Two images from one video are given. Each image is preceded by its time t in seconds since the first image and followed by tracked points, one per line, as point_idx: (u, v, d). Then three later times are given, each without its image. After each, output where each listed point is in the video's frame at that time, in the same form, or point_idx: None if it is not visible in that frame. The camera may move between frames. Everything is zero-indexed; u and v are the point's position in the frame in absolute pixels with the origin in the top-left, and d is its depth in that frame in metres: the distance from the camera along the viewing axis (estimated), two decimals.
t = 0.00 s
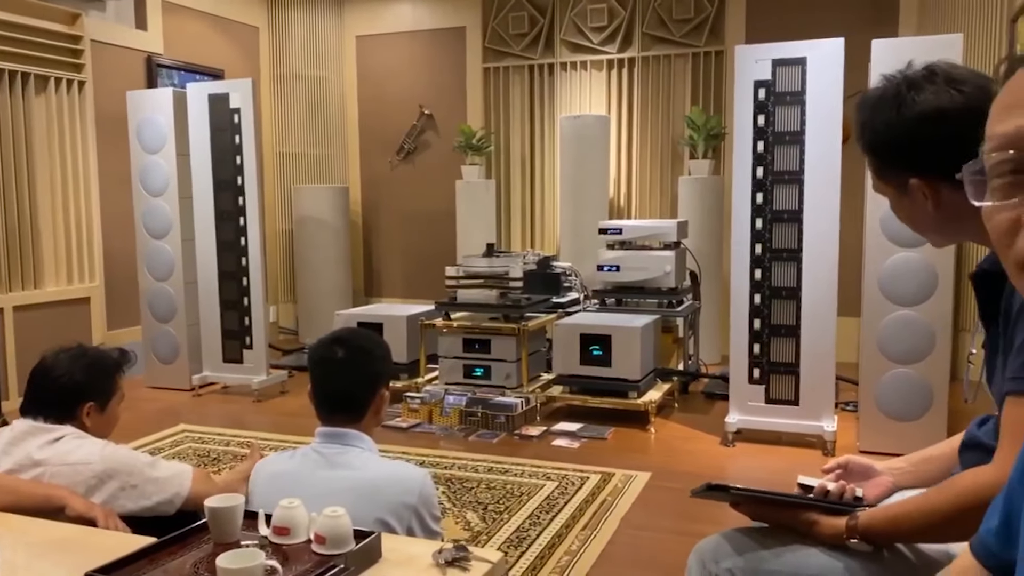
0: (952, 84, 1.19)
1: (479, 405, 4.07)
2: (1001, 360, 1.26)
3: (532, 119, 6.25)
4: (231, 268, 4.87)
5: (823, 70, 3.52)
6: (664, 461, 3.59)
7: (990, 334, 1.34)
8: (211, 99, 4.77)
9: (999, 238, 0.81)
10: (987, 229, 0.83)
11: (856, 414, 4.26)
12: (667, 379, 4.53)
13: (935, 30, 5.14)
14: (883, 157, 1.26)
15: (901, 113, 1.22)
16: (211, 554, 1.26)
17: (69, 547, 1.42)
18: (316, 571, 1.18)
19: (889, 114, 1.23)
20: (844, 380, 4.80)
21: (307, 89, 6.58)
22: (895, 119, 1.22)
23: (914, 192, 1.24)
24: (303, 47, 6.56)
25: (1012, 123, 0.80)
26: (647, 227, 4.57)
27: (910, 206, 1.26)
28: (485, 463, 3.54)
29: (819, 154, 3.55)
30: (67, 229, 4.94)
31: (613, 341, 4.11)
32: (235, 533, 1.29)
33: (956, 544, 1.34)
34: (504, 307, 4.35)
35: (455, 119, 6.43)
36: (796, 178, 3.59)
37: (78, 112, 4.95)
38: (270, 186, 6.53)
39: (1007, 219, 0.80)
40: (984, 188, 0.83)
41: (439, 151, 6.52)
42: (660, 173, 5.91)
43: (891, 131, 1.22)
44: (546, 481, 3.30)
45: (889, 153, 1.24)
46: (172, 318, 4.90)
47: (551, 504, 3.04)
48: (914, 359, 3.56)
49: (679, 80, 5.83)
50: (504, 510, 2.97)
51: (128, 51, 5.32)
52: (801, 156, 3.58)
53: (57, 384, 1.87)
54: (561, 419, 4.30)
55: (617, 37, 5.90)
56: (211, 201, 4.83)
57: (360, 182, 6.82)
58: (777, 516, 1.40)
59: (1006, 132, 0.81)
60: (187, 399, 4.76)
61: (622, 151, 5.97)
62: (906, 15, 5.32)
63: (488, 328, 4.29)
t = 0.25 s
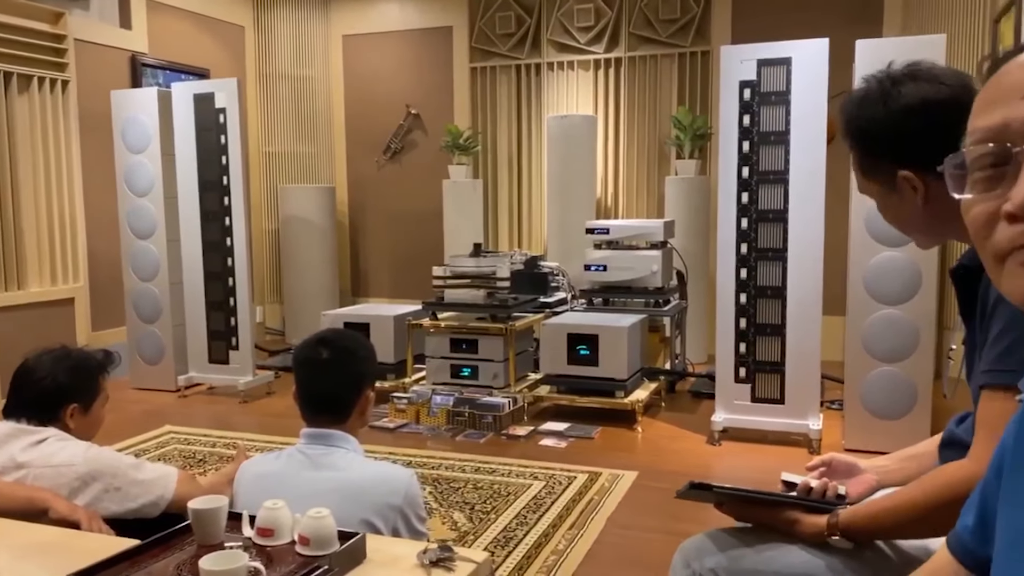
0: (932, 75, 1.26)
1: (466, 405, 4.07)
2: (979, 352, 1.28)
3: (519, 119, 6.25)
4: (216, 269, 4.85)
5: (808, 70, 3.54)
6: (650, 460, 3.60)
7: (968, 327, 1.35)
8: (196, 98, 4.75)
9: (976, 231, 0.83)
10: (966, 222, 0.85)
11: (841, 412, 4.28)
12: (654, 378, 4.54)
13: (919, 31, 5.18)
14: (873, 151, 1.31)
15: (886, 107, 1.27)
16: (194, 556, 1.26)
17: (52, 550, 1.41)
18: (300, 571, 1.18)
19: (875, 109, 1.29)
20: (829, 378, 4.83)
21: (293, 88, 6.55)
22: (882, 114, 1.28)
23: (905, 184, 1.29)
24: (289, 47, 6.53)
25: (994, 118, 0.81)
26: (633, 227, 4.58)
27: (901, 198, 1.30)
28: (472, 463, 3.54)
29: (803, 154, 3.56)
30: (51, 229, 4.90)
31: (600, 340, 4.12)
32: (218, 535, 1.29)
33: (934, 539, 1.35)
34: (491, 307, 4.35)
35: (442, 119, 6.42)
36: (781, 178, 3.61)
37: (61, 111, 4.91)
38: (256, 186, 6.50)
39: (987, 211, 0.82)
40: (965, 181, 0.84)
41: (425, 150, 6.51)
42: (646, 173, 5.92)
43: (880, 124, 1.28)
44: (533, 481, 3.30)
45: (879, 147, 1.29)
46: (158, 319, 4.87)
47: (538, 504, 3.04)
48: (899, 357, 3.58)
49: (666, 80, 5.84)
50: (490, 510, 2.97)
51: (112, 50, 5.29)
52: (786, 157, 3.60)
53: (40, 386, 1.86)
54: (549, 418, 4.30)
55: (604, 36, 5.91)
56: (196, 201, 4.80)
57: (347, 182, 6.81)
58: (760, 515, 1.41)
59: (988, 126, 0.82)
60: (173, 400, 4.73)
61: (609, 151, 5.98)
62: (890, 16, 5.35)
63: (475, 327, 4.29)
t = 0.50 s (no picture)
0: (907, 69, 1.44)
1: (451, 405, 4.07)
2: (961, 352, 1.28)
3: (504, 118, 6.25)
4: (200, 268, 4.83)
5: (791, 70, 3.55)
6: (636, 458, 3.61)
7: (950, 329, 1.35)
8: (180, 97, 4.73)
9: (944, 235, 0.82)
10: (935, 226, 0.83)
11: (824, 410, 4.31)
12: (640, 377, 4.55)
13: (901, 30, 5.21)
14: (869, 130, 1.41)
15: (879, 90, 1.43)
16: (175, 556, 1.27)
17: (31, 552, 1.40)
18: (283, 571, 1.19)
19: (868, 93, 1.43)
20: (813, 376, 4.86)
21: (277, 87, 6.52)
22: (875, 95, 1.42)
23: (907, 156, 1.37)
24: (274, 46, 6.50)
25: (952, 125, 0.78)
26: (618, 227, 4.59)
27: (906, 169, 1.37)
28: (458, 463, 3.53)
29: (786, 153, 3.58)
30: (32, 229, 4.86)
31: (585, 339, 4.13)
32: (199, 536, 1.30)
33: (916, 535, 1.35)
34: (477, 306, 4.36)
35: (427, 118, 6.41)
36: (764, 177, 3.63)
37: (42, 111, 4.87)
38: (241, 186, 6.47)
39: (952, 216, 0.80)
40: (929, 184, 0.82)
41: (411, 149, 6.50)
42: (631, 173, 5.94)
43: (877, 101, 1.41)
44: (518, 480, 3.30)
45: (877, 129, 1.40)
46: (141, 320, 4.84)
47: (523, 503, 3.04)
48: (882, 355, 3.61)
49: (651, 79, 5.86)
50: (476, 509, 2.97)
51: (94, 49, 5.26)
52: (769, 156, 3.62)
53: (19, 388, 1.84)
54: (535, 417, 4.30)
55: (589, 36, 5.92)
56: (180, 201, 4.78)
57: (332, 182, 6.79)
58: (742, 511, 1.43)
59: (946, 134, 0.78)
60: (157, 401, 4.71)
61: (594, 150, 5.99)
62: (872, 15, 5.39)
63: (460, 327, 4.29)
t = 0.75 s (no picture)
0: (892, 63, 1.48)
1: (439, 405, 4.07)
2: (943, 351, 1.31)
3: (491, 117, 6.25)
4: (186, 268, 4.81)
5: (775, 69, 3.57)
6: (623, 456, 3.62)
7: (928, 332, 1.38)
8: (164, 97, 4.70)
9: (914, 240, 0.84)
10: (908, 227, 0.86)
11: (810, 408, 4.33)
12: (627, 375, 4.56)
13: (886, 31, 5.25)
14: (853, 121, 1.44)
15: (864, 82, 1.46)
16: (159, 557, 1.29)
17: (13, 555, 1.39)
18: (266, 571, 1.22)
19: (853, 85, 1.46)
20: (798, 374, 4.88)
21: (263, 86, 6.49)
22: (860, 87, 1.45)
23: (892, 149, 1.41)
24: (260, 45, 6.47)
25: (922, 131, 0.81)
26: (606, 226, 4.60)
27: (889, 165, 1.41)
28: (445, 462, 3.53)
29: (771, 152, 3.60)
30: (15, 229, 4.82)
31: (572, 338, 4.14)
32: (182, 537, 1.32)
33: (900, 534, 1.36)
34: (464, 306, 4.36)
35: (413, 117, 6.40)
36: (749, 176, 3.64)
37: (25, 110, 4.84)
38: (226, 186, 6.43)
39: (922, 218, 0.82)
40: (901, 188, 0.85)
41: (398, 148, 6.49)
42: (618, 172, 5.95)
43: (862, 93, 1.44)
44: (506, 479, 3.30)
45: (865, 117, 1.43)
46: (126, 320, 4.81)
47: (510, 502, 3.04)
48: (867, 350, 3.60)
49: (637, 79, 5.87)
50: (463, 509, 2.98)
51: (78, 47, 5.22)
52: (754, 155, 3.64)
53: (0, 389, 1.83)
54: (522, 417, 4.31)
55: (575, 35, 5.92)
56: (165, 201, 4.75)
57: (318, 181, 6.77)
58: (726, 510, 1.43)
59: (916, 140, 0.82)
60: (142, 401, 4.68)
61: (581, 149, 6.01)
62: (857, 15, 5.42)
63: (447, 326, 4.29)
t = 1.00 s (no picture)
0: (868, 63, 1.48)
1: (425, 404, 4.07)
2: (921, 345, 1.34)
3: (476, 115, 6.25)
4: (170, 268, 4.78)
5: (758, 69, 3.59)
6: (608, 454, 3.63)
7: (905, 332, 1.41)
8: (147, 95, 4.68)
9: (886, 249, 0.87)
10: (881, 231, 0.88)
11: (795, 405, 4.36)
12: (612, 374, 4.58)
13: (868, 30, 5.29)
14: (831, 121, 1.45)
15: (841, 82, 1.47)
16: (140, 558, 1.30)
17: None
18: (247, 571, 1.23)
19: (830, 85, 1.47)
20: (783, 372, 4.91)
21: (247, 85, 6.46)
22: (835, 87, 1.46)
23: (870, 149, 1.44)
24: (244, 43, 6.44)
25: (888, 142, 0.84)
26: (591, 224, 4.60)
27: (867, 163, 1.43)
28: (430, 461, 3.53)
29: (754, 151, 3.62)
30: None
31: (558, 337, 4.14)
32: (163, 537, 1.34)
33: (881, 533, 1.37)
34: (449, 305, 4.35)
35: (398, 115, 6.39)
36: (733, 175, 3.66)
37: (6, 109, 4.80)
38: (211, 185, 6.40)
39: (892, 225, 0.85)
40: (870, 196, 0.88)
41: (383, 147, 6.47)
42: (604, 170, 5.96)
43: (838, 94, 1.45)
44: (491, 478, 3.31)
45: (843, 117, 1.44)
46: (109, 320, 4.78)
47: (495, 501, 3.05)
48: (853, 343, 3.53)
49: (622, 77, 5.88)
50: (448, 508, 2.98)
51: (59, 45, 5.18)
52: (738, 153, 3.65)
53: None
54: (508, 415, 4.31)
55: (560, 34, 5.93)
56: (148, 200, 4.72)
57: (303, 180, 6.74)
58: (708, 509, 1.44)
59: (884, 151, 0.84)
60: (126, 402, 4.65)
61: (567, 148, 6.01)
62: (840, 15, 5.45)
63: (433, 326, 4.28)
